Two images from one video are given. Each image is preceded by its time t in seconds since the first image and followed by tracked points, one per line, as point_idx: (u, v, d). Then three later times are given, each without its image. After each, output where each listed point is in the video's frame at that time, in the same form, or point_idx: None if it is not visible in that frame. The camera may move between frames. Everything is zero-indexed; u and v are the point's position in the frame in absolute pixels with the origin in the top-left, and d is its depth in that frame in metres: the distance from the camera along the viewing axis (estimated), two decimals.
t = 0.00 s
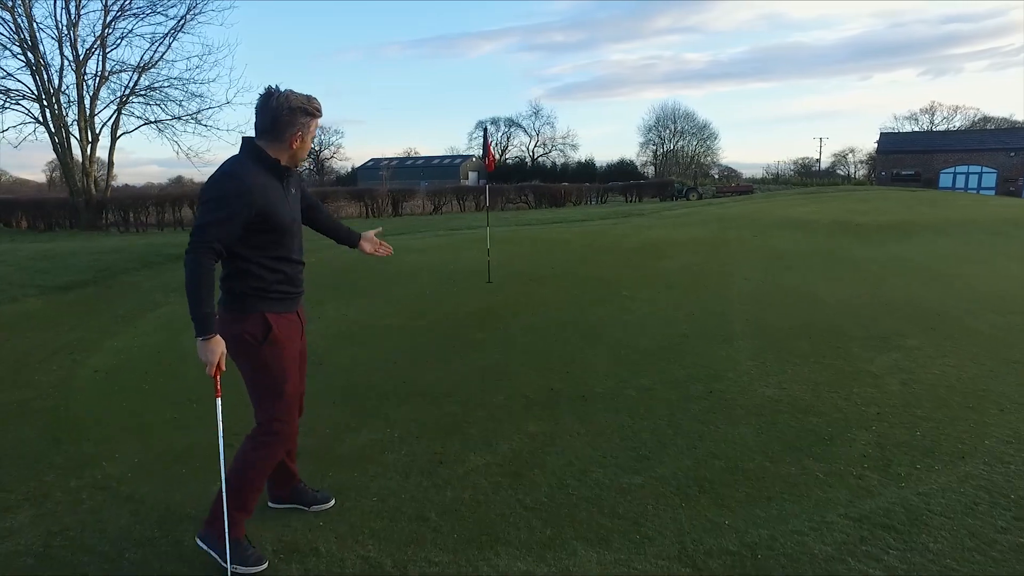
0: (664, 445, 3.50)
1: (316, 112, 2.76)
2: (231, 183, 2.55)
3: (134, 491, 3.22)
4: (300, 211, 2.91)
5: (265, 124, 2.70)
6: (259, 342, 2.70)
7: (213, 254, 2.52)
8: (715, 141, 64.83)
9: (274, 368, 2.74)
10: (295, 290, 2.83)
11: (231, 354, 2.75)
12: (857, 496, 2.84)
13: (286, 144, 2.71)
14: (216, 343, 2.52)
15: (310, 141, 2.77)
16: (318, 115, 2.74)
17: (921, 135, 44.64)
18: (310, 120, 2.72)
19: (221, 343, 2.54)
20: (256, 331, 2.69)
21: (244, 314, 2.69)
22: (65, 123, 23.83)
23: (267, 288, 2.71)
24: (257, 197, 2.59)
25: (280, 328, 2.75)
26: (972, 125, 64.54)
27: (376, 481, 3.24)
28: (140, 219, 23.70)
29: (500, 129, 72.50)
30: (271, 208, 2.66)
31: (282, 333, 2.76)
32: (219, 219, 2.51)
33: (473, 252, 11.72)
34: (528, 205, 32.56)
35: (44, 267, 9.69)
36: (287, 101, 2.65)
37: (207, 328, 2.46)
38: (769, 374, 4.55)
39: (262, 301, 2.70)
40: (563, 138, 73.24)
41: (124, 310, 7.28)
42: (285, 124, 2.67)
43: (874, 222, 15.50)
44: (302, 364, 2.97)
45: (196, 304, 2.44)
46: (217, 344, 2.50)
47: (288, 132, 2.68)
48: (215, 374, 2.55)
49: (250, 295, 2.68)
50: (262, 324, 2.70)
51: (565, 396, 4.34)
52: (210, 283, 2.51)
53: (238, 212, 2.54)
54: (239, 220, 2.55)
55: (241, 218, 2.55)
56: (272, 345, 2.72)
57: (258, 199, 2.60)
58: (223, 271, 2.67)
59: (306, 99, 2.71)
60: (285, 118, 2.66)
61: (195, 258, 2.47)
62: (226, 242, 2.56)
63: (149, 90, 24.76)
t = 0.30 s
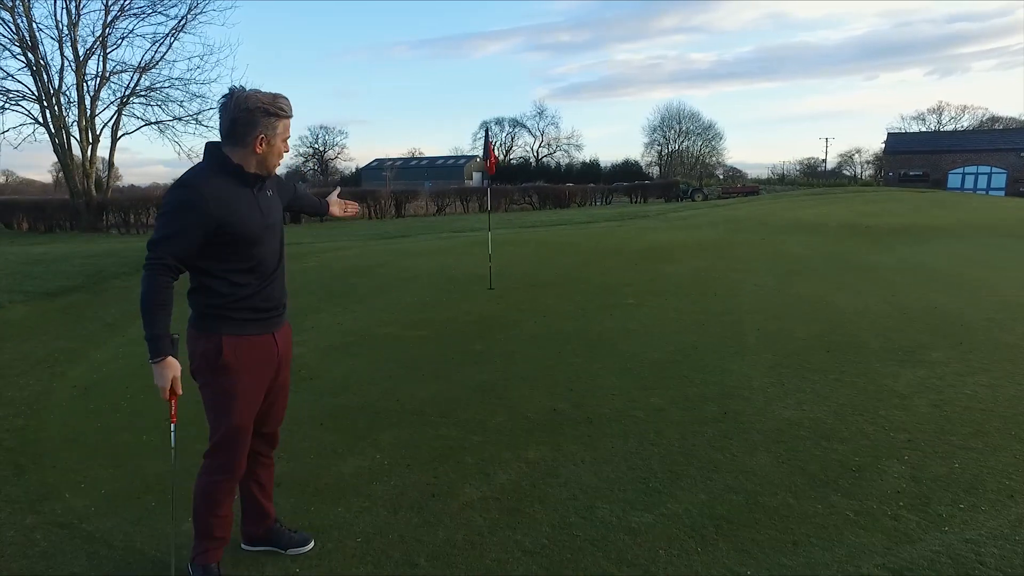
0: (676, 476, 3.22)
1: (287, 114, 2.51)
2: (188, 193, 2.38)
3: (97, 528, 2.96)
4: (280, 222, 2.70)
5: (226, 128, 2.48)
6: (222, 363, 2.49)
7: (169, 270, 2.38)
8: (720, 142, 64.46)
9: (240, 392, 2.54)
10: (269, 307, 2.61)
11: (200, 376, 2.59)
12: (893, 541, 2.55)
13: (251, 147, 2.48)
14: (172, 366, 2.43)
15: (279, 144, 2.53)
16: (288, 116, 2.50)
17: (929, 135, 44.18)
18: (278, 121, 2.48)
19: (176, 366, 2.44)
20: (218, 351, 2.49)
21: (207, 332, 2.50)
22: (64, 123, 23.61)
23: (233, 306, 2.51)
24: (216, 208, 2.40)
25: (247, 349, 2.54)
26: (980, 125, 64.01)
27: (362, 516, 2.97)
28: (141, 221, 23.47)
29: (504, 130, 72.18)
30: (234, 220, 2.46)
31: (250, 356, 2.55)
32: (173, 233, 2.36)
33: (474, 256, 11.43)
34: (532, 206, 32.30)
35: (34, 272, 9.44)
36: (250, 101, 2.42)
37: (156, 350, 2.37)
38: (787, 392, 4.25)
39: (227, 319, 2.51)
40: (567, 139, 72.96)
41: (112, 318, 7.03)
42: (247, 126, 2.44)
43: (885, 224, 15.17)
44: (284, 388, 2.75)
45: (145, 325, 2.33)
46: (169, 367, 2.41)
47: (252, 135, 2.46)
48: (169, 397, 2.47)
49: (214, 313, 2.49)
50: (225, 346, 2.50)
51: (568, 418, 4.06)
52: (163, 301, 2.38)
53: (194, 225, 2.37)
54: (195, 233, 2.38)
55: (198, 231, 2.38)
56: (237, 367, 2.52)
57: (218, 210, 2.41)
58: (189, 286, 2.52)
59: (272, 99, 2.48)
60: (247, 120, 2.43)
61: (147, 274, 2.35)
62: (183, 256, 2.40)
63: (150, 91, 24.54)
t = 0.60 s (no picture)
0: (702, 506, 2.99)
1: (271, 115, 2.38)
2: (163, 201, 2.25)
3: (82, 558, 2.77)
4: (269, 232, 2.54)
5: (206, 133, 2.36)
6: (205, 382, 2.34)
7: (144, 283, 2.26)
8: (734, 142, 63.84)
9: (224, 411, 2.37)
10: (256, 321, 2.44)
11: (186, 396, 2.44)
12: None
13: (232, 152, 2.34)
14: (146, 387, 2.29)
15: (263, 148, 2.39)
16: (272, 116, 2.36)
17: (949, 135, 43.41)
18: (260, 123, 2.34)
19: (150, 388, 2.30)
20: (201, 369, 2.33)
21: (189, 348, 2.35)
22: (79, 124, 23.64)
23: (216, 320, 2.35)
24: (194, 216, 2.26)
25: (231, 366, 2.37)
26: (1001, 125, 62.93)
27: (364, 547, 2.76)
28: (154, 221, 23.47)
29: (517, 129, 71.94)
30: (213, 229, 2.30)
31: (234, 373, 2.38)
32: (148, 243, 2.23)
33: (486, 259, 11.22)
34: (545, 207, 32.04)
35: (43, 274, 9.33)
36: (229, 104, 2.29)
37: (128, 369, 2.25)
38: (817, 410, 4.00)
39: (209, 335, 2.34)
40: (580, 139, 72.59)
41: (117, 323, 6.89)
42: (228, 129, 2.31)
43: (907, 226, 14.79)
44: (275, 408, 2.57)
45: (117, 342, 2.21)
46: (142, 388, 2.28)
47: (232, 138, 2.32)
48: (142, 418, 2.34)
49: (195, 327, 2.34)
50: (206, 363, 2.34)
51: (585, 438, 3.83)
52: (139, 316, 2.26)
53: (169, 234, 2.23)
54: (171, 242, 2.24)
55: (173, 239, 2.24)
56: (221, 385, 2.35)
57: (196, 218, 2.27)
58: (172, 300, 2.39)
59: (254, 100, 2.34)
60: (227, 122, 2.29)
61: (122, 288, 2.24)
62: (159, 268, 2.27)
63: (163, 92, 24.52)
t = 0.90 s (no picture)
0: (759, 531, 2.82)
1: (309, 126, 2.40)
2: (196, 206, 2.27)
3: (127, 560, 2.76)
4: (301, 242, 2.53)
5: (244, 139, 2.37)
6: (238, 390, 2.33)
7: (173, 286, 2.27)
8: (785, 141, 62.32)
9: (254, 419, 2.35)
10: (287, 329, 2.42)
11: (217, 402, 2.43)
12: None
13: (270, 160, 2.35)
14: (174, 391, 2.28)
15: (300, 158, 2.40)
16: (309, 127, 2.37)
17: (1015, 134, 41.55)
18: (299, 133, 2.36)
19: (178, 391, 2.28)
20: (232, 376, 2.33)
21: (221, 354, 2.35)
22: (137, 126, 24.40)
23: (246, 327, 2.33)
24: (225, 221, 2.27)
25: (261, 374, 2.35)
26: None
27: (404, 561, 2.69)
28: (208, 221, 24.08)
29: (562, 129, 71.61)
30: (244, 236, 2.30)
31: (265, 381, 2.36)
32: (178, 248, 2.25)
33: (530, 261, 11.11)
34: (590, 207, 31.79)
35: (100, 273, 9.60)
36: (270, 112, 2.31)
37: (157, 371, 2.23)
38: (882, 429, 3.77)
39: (240, 341, 2.33)
40: (626, 140, 71.92)
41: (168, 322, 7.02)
42: (267, 137, 2.32)
43: (971, 230, 14.12)
44: (306, 418, 2.54)
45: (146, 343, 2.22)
46: (170, 392, 2.25)
47: (271, 147, 2.33)
48: (171, 421, 2.31)
49: (225, 333, 2.33)
50: (236, 370, 2.33)
51: (633, 451, 3.69)
52: (170, 319, 2.25)
53: (199, 239, 2.24)
54: (201, 247, 2.25)
55: (204, 244, 2.25)
56: (251, 393, 2.33)
57: (227, 224, 2.27)
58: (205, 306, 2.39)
59: (293, 110, 2.36)
60: (266, 130, 2.31)
61: (151, 291, 2.24)
62: (189, 272, 2.27)
63: (217, 94, 25.14)
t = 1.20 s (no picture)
0: (817, 543, 2.71)
1: (331, 116, 2.37)
2: (221, 205, 2.28)
3: (178, 550, 2.80)
4: (331, 235, 2.52)
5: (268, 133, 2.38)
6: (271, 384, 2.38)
7: (203, 284, 2.32)
8: (835, 141, 60.65)
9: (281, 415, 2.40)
10: (314, 326, 2.43)
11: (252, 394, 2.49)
12: None
13: (291, 152, 2.34)
14: (208, 384, 2.37)
15: (321, 150, 2.37)
16: (330, 117, 2.35)
17: None
18: (318, 124, 2.33)
19: (212, 386, 2.37)
20: (264, 371, 2.38)
21: (253, 349, 2.40)
22: (191, 126, 25.11)
23: (276, 322, 2.37)
24: (247, 220, 2.28)
25: (288, 372, 2.39)
26: None
27: (449, 561, 2.66)
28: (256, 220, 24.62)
29: (605, 129, 71.08)
30: (269, 233, 2.32)
31: (291, 378, 2.39)
32: (202, 246, 2.28)
33: (573, 262, 11.03)
34: (633, 208, 31.44)
35: (154, 270, 9.86)
36: (289, 105, 2.30)
37: (189, 368, 2.32)
38: (947, 440, 3.60)
39: (269, 338, 2.37)
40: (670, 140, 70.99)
41: (218, 318, 7.18)
42: (286, 130, 2.31)
43: None
44: (341, 413, 2.54)
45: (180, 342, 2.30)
46: (204, 386, 2.34)
47: (291, 139, 2.32)
48: (207, 415, 2.40)
49: (254, 330, 2.39)
50: (265, 366, 2.39)
51: (682, 456, 3.60)
52: (200, 316, 2.32)
53: (222, 238, 2.27)
54: (225, 246, 2.28)
55: (228, 243, 2.29)
56: (278, 390, 2.39)
57: (250, 222, 2.29)
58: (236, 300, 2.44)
59: (313, 101, 2.34)
60: (285, 122, 2.30)
61: (183, 289, 2.31)
62: (217, 271, 2.32)
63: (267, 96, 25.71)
